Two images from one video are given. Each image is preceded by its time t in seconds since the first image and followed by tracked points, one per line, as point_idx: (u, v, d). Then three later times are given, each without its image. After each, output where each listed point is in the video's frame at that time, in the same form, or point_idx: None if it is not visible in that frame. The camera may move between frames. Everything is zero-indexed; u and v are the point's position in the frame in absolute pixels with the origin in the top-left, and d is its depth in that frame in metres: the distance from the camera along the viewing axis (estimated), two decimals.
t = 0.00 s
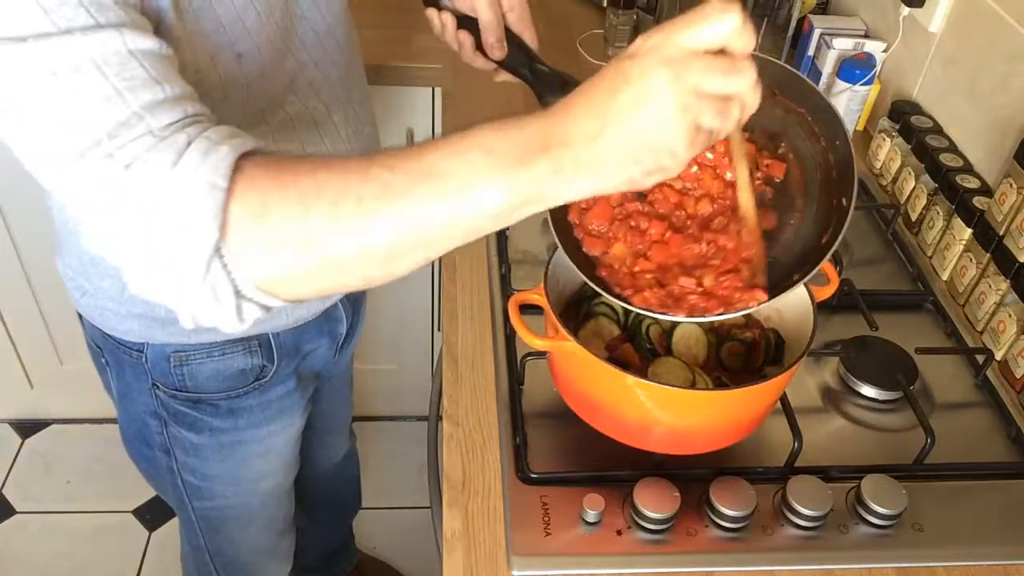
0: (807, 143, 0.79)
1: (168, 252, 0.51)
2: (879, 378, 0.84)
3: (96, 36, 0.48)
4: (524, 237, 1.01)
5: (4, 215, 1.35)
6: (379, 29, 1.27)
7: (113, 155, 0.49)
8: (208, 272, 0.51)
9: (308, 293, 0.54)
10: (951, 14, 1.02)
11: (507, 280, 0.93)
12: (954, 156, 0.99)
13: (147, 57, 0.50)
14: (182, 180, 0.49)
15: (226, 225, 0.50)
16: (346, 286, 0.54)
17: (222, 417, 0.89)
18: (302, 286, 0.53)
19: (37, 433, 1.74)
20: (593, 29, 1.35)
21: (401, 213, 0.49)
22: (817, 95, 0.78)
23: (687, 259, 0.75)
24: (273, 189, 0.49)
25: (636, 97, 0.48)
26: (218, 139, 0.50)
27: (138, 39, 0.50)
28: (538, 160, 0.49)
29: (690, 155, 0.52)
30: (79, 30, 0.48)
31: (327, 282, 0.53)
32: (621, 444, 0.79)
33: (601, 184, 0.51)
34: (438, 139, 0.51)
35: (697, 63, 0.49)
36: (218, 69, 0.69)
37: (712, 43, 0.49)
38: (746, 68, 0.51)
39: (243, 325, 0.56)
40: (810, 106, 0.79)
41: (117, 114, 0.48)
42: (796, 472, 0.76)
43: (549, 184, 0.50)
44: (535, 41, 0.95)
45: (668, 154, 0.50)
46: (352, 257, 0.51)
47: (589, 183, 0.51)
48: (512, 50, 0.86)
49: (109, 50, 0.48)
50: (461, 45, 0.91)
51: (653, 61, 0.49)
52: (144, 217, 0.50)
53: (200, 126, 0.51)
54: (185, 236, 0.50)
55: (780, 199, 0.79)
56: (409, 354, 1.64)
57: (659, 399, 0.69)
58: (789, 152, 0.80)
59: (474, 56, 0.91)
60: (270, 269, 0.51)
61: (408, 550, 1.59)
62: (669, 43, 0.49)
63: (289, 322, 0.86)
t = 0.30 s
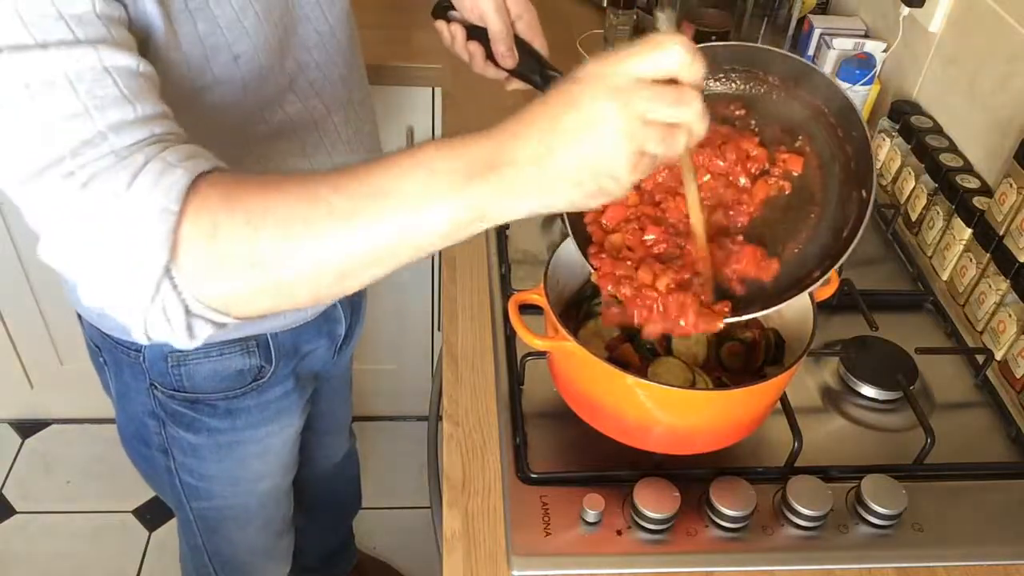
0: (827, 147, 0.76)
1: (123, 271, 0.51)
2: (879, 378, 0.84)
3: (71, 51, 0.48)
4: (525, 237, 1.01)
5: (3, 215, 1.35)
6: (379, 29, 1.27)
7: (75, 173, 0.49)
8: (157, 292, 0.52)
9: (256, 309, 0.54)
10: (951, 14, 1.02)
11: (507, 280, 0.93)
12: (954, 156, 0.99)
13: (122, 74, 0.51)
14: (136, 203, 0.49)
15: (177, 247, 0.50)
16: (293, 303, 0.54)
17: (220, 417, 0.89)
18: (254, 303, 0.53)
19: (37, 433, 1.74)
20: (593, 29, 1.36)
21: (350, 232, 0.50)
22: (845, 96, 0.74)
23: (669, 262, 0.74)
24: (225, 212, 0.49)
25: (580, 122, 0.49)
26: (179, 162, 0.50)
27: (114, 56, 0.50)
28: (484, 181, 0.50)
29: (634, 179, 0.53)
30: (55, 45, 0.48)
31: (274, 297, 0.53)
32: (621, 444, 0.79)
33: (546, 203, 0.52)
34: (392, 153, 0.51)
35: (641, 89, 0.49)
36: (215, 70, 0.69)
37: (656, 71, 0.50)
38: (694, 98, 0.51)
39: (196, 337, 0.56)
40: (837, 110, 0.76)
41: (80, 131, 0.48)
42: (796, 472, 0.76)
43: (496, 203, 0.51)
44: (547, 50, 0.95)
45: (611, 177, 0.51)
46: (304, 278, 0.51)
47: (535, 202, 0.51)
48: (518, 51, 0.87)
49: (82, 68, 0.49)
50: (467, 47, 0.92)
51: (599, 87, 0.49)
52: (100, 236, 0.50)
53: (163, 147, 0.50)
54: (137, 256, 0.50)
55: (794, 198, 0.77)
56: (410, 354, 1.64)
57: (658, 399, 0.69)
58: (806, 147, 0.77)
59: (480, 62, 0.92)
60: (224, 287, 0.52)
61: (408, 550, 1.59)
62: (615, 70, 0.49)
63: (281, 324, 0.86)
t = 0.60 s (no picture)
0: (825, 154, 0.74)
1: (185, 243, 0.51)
2: (879, 378, 0.84)
3: (99, 28, 0.47)
4: (524, 237, 1.01)
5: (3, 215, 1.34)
6: (380, 29, 1.27)
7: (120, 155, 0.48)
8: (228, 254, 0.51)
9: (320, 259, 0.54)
10: (951, 14, 1.02)
11: (507, 280, 0.93)
12: (954, 156, 0.99)
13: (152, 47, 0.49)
14: (190, 168, 0.49)
15: (240, 200, 0.50)
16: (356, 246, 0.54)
17: (215, 418, 0.89)
18: (314, 255, 0.53)
19: (37, 433, 1.74)
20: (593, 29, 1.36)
21: (390, 164, 0.50)
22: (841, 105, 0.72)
23: (662, 274, 0.74)
24: (279, 165, 0.49)
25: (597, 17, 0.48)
26: (225, 122, 0.50)
27: (142, 29, 0.48)
28: (516, 101, 0.50)
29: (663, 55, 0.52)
30: (82, 22, 0.46)
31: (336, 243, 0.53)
32: (621, 445, 0.79)
33: (582, 106, 0.52)
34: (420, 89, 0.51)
35: None
36: (212, 66, 0.69)
37: None
38: None
39: (268, 300, 0.55)
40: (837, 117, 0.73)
41: (123, 106, 0.47)
42: (796, 472, 0.76)
43: (532, 117, 0.51)
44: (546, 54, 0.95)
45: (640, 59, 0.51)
46: (355, 220, 0.51)
47: (572, 106, 0.51)
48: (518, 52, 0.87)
49: (112, 42, 0.47)
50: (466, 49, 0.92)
51: None
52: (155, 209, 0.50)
53: (203, 112, 0.50)
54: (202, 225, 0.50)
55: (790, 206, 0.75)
56: (410, 354, 1.64)
57: (658, 399, 0.69)
58: (804, 156, 0.75)
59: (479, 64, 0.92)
60: (280, 241, 0.51)
61: (408, 550, 1.59)
62: None
63: (280, 322, 0.86)
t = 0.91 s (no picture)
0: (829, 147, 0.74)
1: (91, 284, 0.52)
2: (879, 378, 0.84)
3: (70, 68, 0.48)
4: (524, 237, 1.01)
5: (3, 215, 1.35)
6: (380, 30, 1.27)
7: (60, 198, 0.49)
8: (127, 310, 0.54)
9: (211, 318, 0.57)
10: (951, 14, 1.02)
11: (507, 280, 0.93)
12: (954, 156, 0.99)
13: (112, 94, 0.50)
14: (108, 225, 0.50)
15: (151, 260, 0.52)
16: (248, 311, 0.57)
17: (224, 417, 0.89)
18: (213, 312, 0.56)
19: (37, 433, 1.74)
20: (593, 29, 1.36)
21: (309, 237, 0.53)
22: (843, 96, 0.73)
23: (668, 273, 0.72)
24: (192, 227, 0.52)
25: (503, 114, 0.54)
26: (154, 179, 0.51)
27: (105, 75, 0.49)
28: (434, 185, 0.54)
29: (564, 158, 0.58)
30: (49, 59, 0.47)
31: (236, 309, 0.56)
32: (621, 445, 0.79)
33: (495, 196, 0.57)
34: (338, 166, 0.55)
35: (554, 78, 0.54)
36: (222, 68, 0.68)
37: (557, 57, 0.54)
38: (598, 69, 0.55)
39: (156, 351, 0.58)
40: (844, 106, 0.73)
41: (62, 149, 0.48)
42: (795, 472, 0.76)
43: (447, 203, 0.55)
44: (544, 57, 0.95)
45: (541, 161, 0.56)
46: (262, 286, 0.54)
47: (482, 198, 0.56)
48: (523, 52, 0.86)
49: (71, 84, 0.48)
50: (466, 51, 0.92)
51: (514, 78, 0.54)
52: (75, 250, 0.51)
53: (140, 164, 0.51)
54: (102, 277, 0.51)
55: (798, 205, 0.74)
56: (410, 355, 1.65)
57: (659, 399, 0.69)
58: (810, 153, 0.75)
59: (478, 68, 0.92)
60: (189, 297, 0.54)
61: (408, 550, 1.59)
62: (526, 60, 0.54)
63: (290, 320, 0.87)
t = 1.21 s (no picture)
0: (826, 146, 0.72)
1: (110, 283, 0.60)
2: (879, 378, 0.84)
3: (87, 96, 0.53)
4: (524, 237, 1.01)
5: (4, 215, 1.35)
6: (380, 30, 1.28)
7: (83, 213, 0.56)
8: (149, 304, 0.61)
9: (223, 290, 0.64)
10: (951, 14, 1.02)
11: (507, 280, 0.93)
12: (954, 156, 0.99)
13: (126, 113, 0.56)
14: (129, 232, 0.58)
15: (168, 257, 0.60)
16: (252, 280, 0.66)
17: (224, 416, 0.89)
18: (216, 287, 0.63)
19: (37, 433, 1.74)
20: (593, 29, 1.36)
21: (296, 211, 0.61)
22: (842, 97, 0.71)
23: (662, 280, 0.74)
24: (201, 220, 0.60)
25: (426, 64, 0.58)
26: (163, 183, 0.59)
27: (121, 98, 0.55)
28: (387, 145, 0.61)
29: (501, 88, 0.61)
30: (69, 87, 0.53)
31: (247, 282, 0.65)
32: (621, 445, 0.79)
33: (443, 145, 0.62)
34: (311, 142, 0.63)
35: (457, 22, 0.57)
36: (216, 74, 0.68)
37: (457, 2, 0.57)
38: None
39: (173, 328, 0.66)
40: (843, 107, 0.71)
41: (82, 169, 0.55)
42: (796, 472, 0.76)
43: (401, 158, 0.62)
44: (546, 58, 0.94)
45: (473, 96, 0.60)
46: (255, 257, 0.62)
47: (431, 148, 0.62)
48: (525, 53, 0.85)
49: (92, 108, 0.54)
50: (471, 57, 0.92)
51: (424, 28, 0.57)
52: (101, 257, 0.58)
53: (148, 171, 0.58)
54: (127, 276, 0.59)
55: (796, 210, 0.73)
56: (410, 354, 1.65)
57: (659, 399, 0.69)
58: (810, 154, 0.73)
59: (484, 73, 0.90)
60: (197, 284, 0.62)
61: (409, 550, 1.59)
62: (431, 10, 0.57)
63: (292, 320, 0.86)
